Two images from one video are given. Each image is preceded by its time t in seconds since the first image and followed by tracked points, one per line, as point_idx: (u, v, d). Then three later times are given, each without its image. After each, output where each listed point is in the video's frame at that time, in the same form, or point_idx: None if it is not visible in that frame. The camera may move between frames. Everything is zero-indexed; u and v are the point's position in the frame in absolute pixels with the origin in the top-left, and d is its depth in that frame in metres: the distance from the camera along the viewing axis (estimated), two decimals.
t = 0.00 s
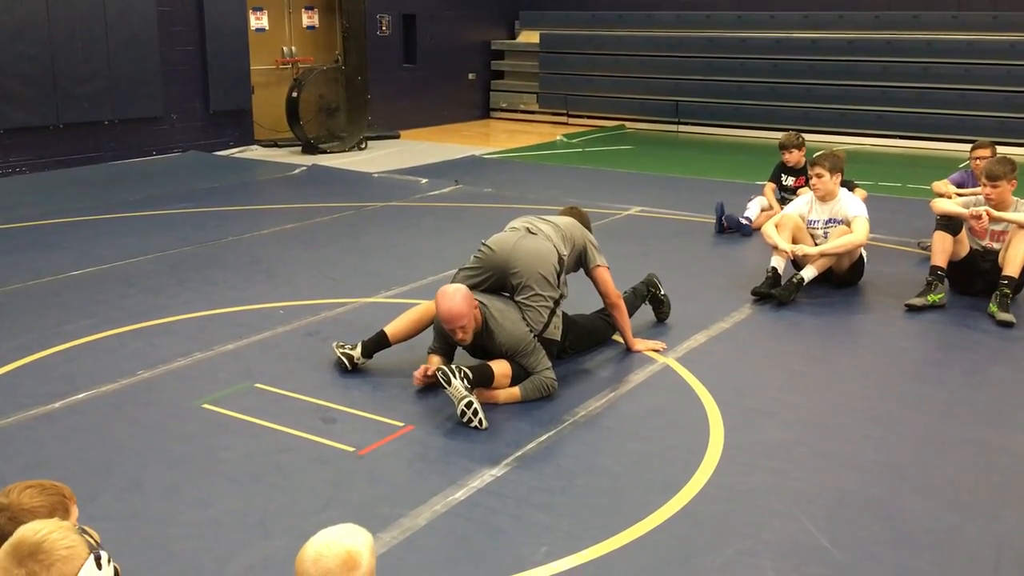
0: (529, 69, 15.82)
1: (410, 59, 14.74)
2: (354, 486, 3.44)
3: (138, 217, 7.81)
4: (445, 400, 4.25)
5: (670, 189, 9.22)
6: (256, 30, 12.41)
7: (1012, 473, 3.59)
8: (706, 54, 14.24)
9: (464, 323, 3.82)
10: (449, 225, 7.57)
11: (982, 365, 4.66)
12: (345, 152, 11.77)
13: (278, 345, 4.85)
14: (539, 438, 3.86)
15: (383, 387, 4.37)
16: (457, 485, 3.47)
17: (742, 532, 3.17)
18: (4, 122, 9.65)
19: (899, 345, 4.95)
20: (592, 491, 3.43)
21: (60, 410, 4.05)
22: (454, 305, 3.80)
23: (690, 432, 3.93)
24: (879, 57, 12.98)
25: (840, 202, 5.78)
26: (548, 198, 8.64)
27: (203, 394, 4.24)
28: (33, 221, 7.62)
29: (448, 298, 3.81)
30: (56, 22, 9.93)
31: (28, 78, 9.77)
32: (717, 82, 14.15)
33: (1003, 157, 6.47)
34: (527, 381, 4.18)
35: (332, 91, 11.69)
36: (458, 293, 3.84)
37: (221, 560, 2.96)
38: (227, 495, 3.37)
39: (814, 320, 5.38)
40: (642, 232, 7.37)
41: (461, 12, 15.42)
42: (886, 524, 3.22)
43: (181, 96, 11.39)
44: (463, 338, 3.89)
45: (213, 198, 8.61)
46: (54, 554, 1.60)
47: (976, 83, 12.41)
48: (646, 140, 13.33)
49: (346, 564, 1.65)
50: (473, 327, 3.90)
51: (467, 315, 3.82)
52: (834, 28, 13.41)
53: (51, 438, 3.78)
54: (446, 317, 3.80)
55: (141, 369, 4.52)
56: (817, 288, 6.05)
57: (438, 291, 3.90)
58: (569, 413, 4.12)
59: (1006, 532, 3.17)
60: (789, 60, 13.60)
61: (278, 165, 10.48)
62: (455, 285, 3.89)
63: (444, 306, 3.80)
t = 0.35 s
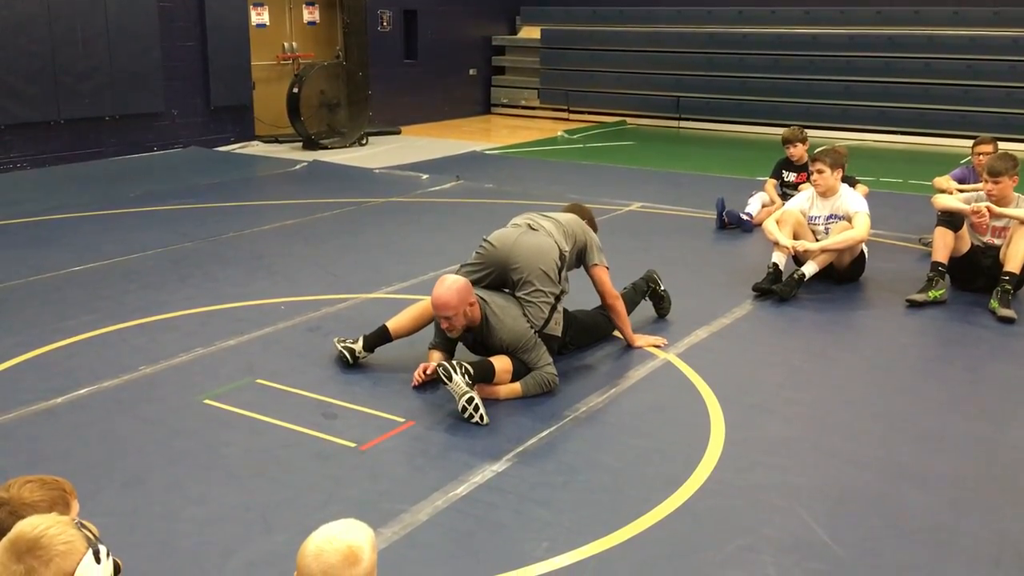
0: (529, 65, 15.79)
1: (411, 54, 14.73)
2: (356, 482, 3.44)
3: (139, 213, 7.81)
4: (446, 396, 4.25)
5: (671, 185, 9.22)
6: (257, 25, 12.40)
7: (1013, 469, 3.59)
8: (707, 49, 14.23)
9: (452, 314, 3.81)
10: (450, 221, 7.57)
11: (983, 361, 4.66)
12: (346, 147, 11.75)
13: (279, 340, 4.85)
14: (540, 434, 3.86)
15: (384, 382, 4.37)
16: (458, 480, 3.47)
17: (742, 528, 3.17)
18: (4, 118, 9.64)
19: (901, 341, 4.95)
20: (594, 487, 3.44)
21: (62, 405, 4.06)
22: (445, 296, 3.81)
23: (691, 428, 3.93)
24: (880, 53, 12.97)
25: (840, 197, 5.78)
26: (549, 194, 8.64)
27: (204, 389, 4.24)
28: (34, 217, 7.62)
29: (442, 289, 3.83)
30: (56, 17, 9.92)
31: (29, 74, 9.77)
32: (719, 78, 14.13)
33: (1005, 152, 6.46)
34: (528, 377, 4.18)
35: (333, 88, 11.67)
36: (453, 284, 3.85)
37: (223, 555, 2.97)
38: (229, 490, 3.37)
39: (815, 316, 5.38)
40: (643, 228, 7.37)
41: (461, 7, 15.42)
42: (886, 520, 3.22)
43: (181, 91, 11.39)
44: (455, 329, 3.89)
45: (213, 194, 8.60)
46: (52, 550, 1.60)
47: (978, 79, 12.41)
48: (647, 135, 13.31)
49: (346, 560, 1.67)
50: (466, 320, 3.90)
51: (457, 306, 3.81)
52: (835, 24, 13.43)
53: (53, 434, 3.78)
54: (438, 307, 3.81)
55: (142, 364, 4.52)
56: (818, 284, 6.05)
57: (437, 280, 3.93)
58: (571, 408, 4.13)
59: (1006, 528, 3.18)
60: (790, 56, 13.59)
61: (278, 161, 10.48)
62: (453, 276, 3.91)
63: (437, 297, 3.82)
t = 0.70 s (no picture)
0: (530, 62, 15.78)
1: (411, 51, 14.72)
2: (357, 478, 3.44)
3: (139, 210, 7.80)
4: (447, 393, 4.25)
5: (671, 182, 9.21)
6: (256, 22, 12.38)
7: (1014, 465, 3.59)
8: (707, 46, 14.23)
9: (452, 313, 3.81)
10: (451, 218, 7.57)
11: (984, 358, 4.66)
12: (346, 145, 11.74)
13: (280, 338, 4.85)
14: (541, 431, 3.86)
15: (385, 379, 4.37)
16: (459, 477, 3.47)
17: (744, 525, 3.17)
18: (4, 115, 9.64)
19: (902, 338, 4.95)
20: (595, 483, 3.44)
21: (63, 402, 4.05)
22: (445, 293, 3.81)
23: (692, 425, 3.93)
24: (881, 50, 12.96)
25: (841, 195, 5.78)
26: (549, 191, 8.63)
27: (205, 386, 4.24)
28: (35, 214, 7.61)
29: (443, 287, 3.83)
30: (56, 14, 9.91)
31: (29, 71, 9.76)
32: (720, 75, 14.12)
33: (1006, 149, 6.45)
34: (528, 374, 4.18)
35: (333, 84, 11.65)
36: (454, 283, 3.84)
37: (224, 552, 2.97)
38: (230, 488, 3.37)
39: (816, 313, 5.38)
40: (643, 225, 7.36)
41: (462, 4, 15.41)
42: (887, 517, 3.22)
43: (181, 89, 11.38)
44: (456, 326, 3.89)
45: (214, 191, 8.60)
46: (50, 547, 1.60)
47: (978, 76, 12.40)
48: (648, 133, 13.30)
49: (347, 557, 1.67)
50: (467, 318, 3.89)
51: (458, 305, 3.81)
52: (835, 21, 13.47)
53: (54, 431, 3.78)
54: (439, 305, 3.81)
55: (143, 361, 4.52)
56: (819, 281, 6.04)
57: (439, 278, 3.93)
58: (572, 405, 4.13)
59: (1006, 525, 3.18)
60: (791, 52, 13.59)
61: (279, 158, 10.48)
62: (455, 274, 3.91)
63: (437, 295, 3.82)
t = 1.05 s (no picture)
0: (531, 61, 15.78)
1: (412, 49, 14.72)
2: (357, 476, 3.45)
3: (139, 208, 7.81)
4: (447, 391, 4.25)
5: (671, 181, 9.20)
6: (257, 21, 12.37)
7: (1013, 465, 3.59)
8: (708, 45, 14.23)
9: (451, 312, 3.81)
10: (451, 217, 7.56)
11: (984, 357, 4.66)
12: (347, 143, 11.74)
13: (280, 336, 4.85)
14: (541, 429, 3.86)
15: (385, 377, 4.37)
16: (459, 475, 3.47)
17: (744, 523, 3.17)
18: (5, 113, 9.64)
19: (901, 337, 4.95)
20: (594, 482, 3.44)
21: (63, 400, 4.06)
22: (444, 292, 3.81)
23: (691, 423, 3.93)
24: (882, 49, 12.96)
25: (841, 194, 5.77)
26: (549, 190, 8.63)
27: (205, 384, 4.24)
28: (35, 212, 7.61)
29: (442, 286, 3.82)
30: (56, 12, 9.91)
31: (29, 69, 9.76)
32: (720, 74, 14.11)
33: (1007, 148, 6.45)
34: (527, 372, 4.18)
35: (334, 82, 11.65)
36: (454, 282, 3.85)
37: (224, 550, 2.97)
38: (229, 485, 3.37)
39: (815, 312, 5.38)
40: (644, 224, 7.37)
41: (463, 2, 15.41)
42: (886, 516, 3.22)
43: (182, 87, 11.37)
44: (456, 325, 3.89)
45: (214, 189, 8.60)
46: (48, 546, 1.60)
47: (979, 75, 12.39)
48: (648, 131, 13.29)
49: (347, 553, 1.68)
50: (467, 317, 3.90)
51: (457, 304, 3.81)
52: (836, 20, 13.45)
53: (54, 428, 3.78)
54: (438, 304, 3.81)
55: (143, 359, 4.52)
56: (819, 279, 6.04)
57: (438, 277, 3.93)
58: (571, 404, 4.13)
59: (1005, 524, 3.18)
60: (792, 51, 13.59)
61: (278, 156, 10.48)
62: (454, 273, 3.91)
63: (437, 293, 3.82)
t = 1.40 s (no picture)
0: (533, 60, 15.79)
1: (414, 48, 14.72)
2: (359, 475, 3.45)
3: (141, 206, 7.81)
4: (449, 390, 4.25)
5: (673, 180, 9.20)
6: (259, 19, 12.38)
7: (1014, 464, 3.59)
8: (710, 45, 14.22)
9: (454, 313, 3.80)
10: (452, 216, 7.56)
11: (986, 357, 4.66)
12: (348, 142, 11.74)
13: (282, 334, 4.85)
14: (542, 428, 3.86)
15: (386, 376, 4.37)
16: (460, 474, 3.47)
17: (745, 522, 3.17)
18: (7, 111, 9.65)
19: (903, 337, 4.94)
20: (596, 481, 3.44)
21: (65, 398, 4.06)
22: (449, 295, 3.80)
23: (693, 422, 3.93)
24: (884, 48, 12.96)
25: (843, 193, 5.77)
26: (552, 189, 8.62)
27: (207, 383, 4.24)
28: (37, 210, 7.62)
29: (444, 287, 3.81)
30: (59, 11, 9.91)
31: (32, 67, 9.76)
32: (723, 74, 14.10)
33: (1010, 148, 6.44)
34: (528, 372, 4.17)
35: (336, 81, 11.69)
36: (456, 283, 3.84)
37: (225, 548, 2.97)
38: (231, 484, 3.37)
39: (817, 311, 5.37)
40: (645, 223, 7.36)
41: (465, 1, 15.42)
42: (888, 515, 3.22)
43: (184, 85, 11.38)
44: (460, 325, 3.89)
45: (216, 188, 8.60)
46: (53, 545, 1.63)
47: (982, 75, 12.38)
48: (650, 131, 13.29)
49: (350, 549, 1.72)
50: (469, 318, 3.89)
51: (461, 305, 3.81)
52: (839, 19, 13.45)
53: (56, 426, 3.78)
54: (441, 305, 3.80)
55: (144, 357, 4.52)
56: (821, 279, 6.04)
57: (439, 278, 3.92)
58: (573, 403, 4.12)
59: (1007, 524, 3.18)
60: (794, 51, 13.58)
61: (280, 155, 10.48)
62: (455, 274, 3.90)
63: (440, 294, 3.81)
